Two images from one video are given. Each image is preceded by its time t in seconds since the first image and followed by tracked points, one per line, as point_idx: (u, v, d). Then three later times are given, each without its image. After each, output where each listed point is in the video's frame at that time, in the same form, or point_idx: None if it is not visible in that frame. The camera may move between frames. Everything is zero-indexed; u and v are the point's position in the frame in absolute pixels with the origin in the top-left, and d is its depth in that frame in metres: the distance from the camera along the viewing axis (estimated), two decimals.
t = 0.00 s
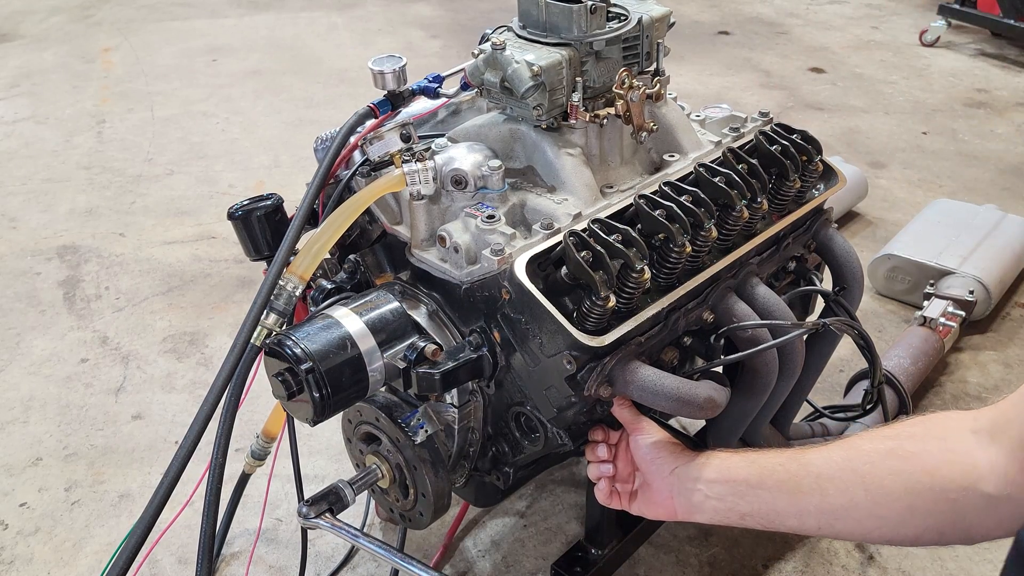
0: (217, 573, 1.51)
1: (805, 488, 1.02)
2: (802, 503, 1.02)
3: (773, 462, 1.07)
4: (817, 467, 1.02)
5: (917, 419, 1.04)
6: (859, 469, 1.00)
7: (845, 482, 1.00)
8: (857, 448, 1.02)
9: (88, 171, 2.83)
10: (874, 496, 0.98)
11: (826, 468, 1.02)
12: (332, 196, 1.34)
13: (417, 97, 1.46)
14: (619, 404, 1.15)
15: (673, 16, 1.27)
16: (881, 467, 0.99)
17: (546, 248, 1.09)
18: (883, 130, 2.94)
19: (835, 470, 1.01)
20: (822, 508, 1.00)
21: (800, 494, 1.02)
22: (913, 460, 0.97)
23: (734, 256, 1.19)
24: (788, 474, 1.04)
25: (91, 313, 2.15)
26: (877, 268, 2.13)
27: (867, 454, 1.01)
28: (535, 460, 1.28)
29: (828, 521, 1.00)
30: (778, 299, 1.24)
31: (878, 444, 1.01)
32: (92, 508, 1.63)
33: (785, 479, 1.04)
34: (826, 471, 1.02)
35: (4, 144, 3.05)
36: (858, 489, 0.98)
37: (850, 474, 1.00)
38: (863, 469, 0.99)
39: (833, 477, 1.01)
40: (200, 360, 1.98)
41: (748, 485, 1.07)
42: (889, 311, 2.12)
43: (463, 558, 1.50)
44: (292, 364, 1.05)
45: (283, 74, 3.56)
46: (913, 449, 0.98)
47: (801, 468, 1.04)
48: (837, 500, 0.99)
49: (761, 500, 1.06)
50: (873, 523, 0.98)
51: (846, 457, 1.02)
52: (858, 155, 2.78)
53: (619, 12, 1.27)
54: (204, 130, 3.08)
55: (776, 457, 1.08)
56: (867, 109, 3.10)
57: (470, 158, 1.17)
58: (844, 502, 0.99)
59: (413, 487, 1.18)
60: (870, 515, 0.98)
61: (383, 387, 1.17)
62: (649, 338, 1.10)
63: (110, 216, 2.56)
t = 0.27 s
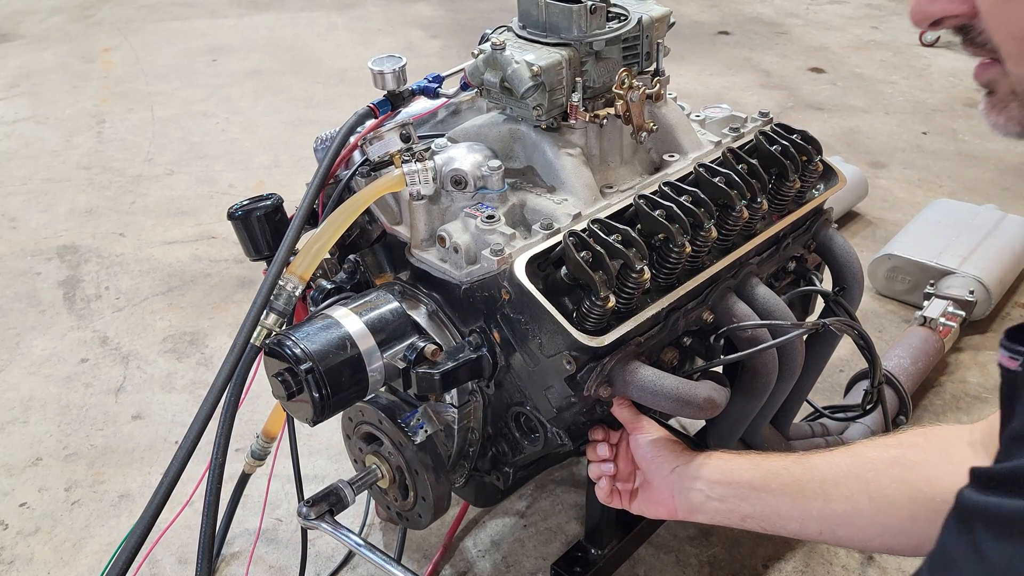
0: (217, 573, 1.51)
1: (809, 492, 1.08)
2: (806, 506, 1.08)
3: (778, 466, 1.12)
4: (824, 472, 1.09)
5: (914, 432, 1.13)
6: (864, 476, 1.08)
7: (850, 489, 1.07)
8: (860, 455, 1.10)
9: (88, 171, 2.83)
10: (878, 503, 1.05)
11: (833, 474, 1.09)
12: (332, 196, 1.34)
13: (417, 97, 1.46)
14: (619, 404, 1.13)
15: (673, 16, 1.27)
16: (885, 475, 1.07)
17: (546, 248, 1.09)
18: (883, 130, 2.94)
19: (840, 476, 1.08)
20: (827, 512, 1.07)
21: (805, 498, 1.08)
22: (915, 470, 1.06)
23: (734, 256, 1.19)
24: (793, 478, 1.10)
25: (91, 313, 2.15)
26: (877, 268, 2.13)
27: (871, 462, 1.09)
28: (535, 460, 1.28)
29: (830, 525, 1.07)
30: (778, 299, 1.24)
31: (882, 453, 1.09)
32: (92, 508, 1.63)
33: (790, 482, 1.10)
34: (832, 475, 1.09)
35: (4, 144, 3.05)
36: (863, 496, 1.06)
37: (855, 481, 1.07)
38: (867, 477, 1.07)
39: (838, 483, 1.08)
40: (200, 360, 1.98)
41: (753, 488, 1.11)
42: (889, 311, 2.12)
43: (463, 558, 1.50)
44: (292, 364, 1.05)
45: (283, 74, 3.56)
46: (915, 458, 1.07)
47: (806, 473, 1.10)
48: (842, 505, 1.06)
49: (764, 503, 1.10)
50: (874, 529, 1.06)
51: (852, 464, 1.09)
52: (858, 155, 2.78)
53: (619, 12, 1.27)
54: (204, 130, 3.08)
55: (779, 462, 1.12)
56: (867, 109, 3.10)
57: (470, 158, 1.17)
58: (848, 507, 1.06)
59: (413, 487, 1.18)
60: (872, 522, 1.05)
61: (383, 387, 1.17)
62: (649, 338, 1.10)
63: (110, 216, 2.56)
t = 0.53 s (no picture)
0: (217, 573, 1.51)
1: (810, 495, 1.10)
2: (807, 509, 1.10)
3: (778, 469, 1.13)
4: (824, 476, 1.11)
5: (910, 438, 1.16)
6: (864, 480, 1.10)
7: (850, 493, 1.09)
8: (859, 460, 1.13)
9: (88, 171, 2.83)
10: (877, 507, 1.08)
11: (833, 477, 1.11)
12: (332, 196, 1.34)
13: (417, 97, 1.46)
14: (618, 404, 1.13)
15: (673, 16, 1.27)
16: (884, 479, 1.09)
17: (546, 248, 1.09)
18: (883, 130, 2.94)
19: (839, 480, 1.11)
20: (828, 515, 1.09)
21: (806, 501, 1.10)
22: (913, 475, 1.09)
23: (734, 256, 1.19)
24: (794, 481, 1.11)
25: (91, 313, 2.15)
26: (877, 268, 2.13)
27: (870, 466, 1.11)
28: (535, 460, 1.28)
29: (829, 528, 1.09)
30: (778, 299, 1.24)
31: (881, 458, 1.12)
32: (92, 508, 1.64)
33: (792, 485, 1.11)
34: (834, 479, 1.11)
35: (4, 144, 3.05)
36: (863, 500, 1.08)
37: (854, 485, 1.10)
38: (867, 481, 1.10)
39: (838, 487, 1.10)
40: (200, 360, 1.98)
41: (754, 490, 1.12)
42: (889, 311, 2.12)
43: (463, 558, 1.50)
44: (292, 364, 1.05)
45: (283, 74, 3.56)
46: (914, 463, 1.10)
47: (807, 476, 1.12)
48: (843, 509, 1.08)
49: (765, 505, 1.11)
50: (873, 532, 1.08)
51: (851, 468, 1.12)
52: (858, 155, 2.78)
53: (619, 12, 1.27)
54: (204, 130, 3.08)
55: (780, 464, 1.14)
56: (867, 109, 3.10)
57: (470, 158, 1.17)
58: (848, 511, 1.08)
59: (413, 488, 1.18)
60: (872, 525, 1.07)
61: (383, 387, 1.17)
62: (649, 338, 1.10)
63: (110, 216, 2.56)
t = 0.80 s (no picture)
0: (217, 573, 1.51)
1: (806, 498, 1.08)
2: (802, 513, 1.07)
3: (775, 471, 1.11)
4: (820, 479, 1.08)
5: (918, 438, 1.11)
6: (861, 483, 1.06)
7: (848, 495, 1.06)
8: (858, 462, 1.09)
9: (88, 171, 2.83)
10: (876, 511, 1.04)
11: (829, 480, 1.08)
12: (332, 196, 1.34)
13: (417, 97, 1.46)
14: (618, 404, 1.13)
15: (673, 16, 1.27)
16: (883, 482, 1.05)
17: (546, 248, 1.09)
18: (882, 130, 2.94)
19: (836, 483, 1.08)
20: (823, 518, 1.06)
21: (802, 504, 1.07)
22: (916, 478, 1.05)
23: (734, 256, 1.19)
24: (790, 484, 1.09)
25: (91, 313, 2.15)
26: (877, 268, 2.13)
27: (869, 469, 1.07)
28: (535, 460, 1.28)
29: (827, 531, 1.06)
30: (778, 299, 1.24)
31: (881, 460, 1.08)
32: (92, 508, 1.64)
33: (788, 489, 1.09)
34: (830, 483, 1.08)
35: (4, 144, 3.05)
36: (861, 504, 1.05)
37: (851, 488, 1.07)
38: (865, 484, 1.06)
39: (835, 490, 1.07)
40: (200, 360, 1.98)
41: (750, 493, 1.10)
42: (889, 310, 2.12)
43: (463, 558, 1.50)
44: (292, 364, 1.05)
45: (283, 74, 3.56)
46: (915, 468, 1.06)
47: (803, 479, 1.09)
48: (840, 513, 1.05)
49: (761, 507, 1.10)
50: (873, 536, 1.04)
51: (849, 470, 1.08)
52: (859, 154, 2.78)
53: (619, 12, 1.27)
54: (204, 130, 3.08)
55: (778, 466, 1.12)
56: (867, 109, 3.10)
57: (470, 158, 1.17)
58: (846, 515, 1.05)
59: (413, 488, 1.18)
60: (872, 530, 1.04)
61: (383, 386, 1.17)
62: (649, 338, 1.10)
63: (110, 216, 2.56)
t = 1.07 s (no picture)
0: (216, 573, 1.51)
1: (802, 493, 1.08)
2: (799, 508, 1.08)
3: (771, 467, 1.12)
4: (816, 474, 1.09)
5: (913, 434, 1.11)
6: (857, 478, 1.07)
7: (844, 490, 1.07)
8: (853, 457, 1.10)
9: (88, 171, 2.83)
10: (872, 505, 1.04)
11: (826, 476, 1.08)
12: (332, 197, 1.34)
13: (417, 97, 1.46)
14: (618, 404, 1.13)
15: (673, 16, 1.27)
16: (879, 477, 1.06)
17: (546, 248, 1.09)
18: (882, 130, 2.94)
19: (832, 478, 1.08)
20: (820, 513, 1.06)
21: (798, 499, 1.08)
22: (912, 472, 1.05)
23: (734, 257, 1.19)
24: (787, 480, 1.10)
25: (91, 313, 2.15)
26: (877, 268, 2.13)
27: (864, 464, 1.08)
28: (535, 460, 1.28)
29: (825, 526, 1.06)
30: (778, 299, 1.24)
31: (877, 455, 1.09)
32: (92, 508, 1.64)
33: (784, 484, 1.10)
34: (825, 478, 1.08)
35: (4, 144, 3.05)
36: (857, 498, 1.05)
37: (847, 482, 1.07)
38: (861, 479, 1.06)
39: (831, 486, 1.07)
40: (200, 360, 1.98)
41: (748, 489, 1.11)
42: (889, 310, 2.12)
43: (463, 558, 1.50)
44: (292, 364, 1.05)
45: (283, 74, 3.56)
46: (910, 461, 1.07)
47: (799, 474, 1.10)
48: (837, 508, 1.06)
49: (759, 503, 1.10)
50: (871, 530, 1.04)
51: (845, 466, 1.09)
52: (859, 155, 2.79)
53: (619, 12, 1.27)
54: (204, 130, 3.08)
55: (775, 463, 1.13)
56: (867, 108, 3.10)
57: (470, 158, 1.17)
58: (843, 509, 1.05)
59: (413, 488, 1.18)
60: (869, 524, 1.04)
61: (383, 386, 1.17)
62: (649, 338, 1.10)
63: (110, 216, 2.56)
